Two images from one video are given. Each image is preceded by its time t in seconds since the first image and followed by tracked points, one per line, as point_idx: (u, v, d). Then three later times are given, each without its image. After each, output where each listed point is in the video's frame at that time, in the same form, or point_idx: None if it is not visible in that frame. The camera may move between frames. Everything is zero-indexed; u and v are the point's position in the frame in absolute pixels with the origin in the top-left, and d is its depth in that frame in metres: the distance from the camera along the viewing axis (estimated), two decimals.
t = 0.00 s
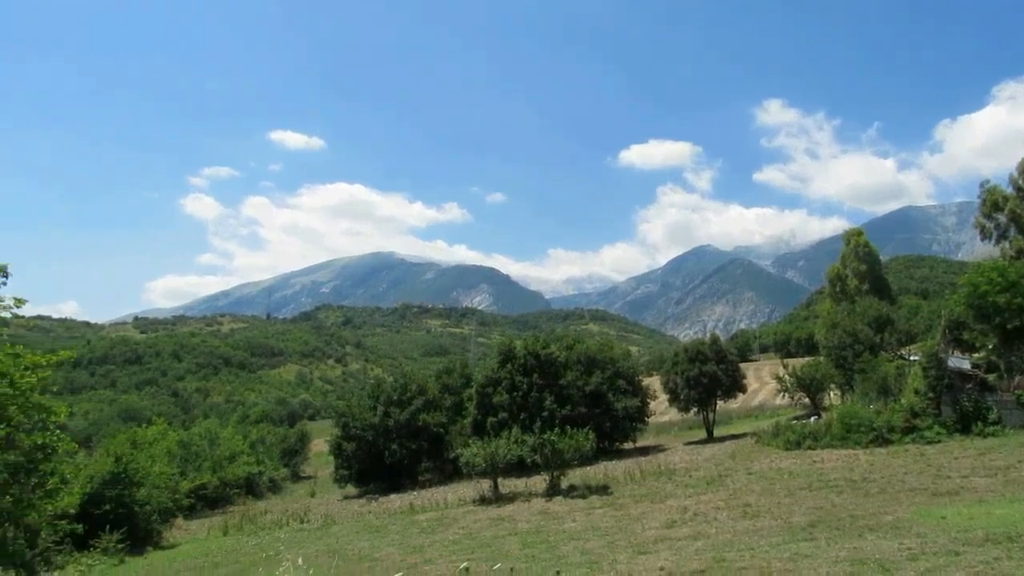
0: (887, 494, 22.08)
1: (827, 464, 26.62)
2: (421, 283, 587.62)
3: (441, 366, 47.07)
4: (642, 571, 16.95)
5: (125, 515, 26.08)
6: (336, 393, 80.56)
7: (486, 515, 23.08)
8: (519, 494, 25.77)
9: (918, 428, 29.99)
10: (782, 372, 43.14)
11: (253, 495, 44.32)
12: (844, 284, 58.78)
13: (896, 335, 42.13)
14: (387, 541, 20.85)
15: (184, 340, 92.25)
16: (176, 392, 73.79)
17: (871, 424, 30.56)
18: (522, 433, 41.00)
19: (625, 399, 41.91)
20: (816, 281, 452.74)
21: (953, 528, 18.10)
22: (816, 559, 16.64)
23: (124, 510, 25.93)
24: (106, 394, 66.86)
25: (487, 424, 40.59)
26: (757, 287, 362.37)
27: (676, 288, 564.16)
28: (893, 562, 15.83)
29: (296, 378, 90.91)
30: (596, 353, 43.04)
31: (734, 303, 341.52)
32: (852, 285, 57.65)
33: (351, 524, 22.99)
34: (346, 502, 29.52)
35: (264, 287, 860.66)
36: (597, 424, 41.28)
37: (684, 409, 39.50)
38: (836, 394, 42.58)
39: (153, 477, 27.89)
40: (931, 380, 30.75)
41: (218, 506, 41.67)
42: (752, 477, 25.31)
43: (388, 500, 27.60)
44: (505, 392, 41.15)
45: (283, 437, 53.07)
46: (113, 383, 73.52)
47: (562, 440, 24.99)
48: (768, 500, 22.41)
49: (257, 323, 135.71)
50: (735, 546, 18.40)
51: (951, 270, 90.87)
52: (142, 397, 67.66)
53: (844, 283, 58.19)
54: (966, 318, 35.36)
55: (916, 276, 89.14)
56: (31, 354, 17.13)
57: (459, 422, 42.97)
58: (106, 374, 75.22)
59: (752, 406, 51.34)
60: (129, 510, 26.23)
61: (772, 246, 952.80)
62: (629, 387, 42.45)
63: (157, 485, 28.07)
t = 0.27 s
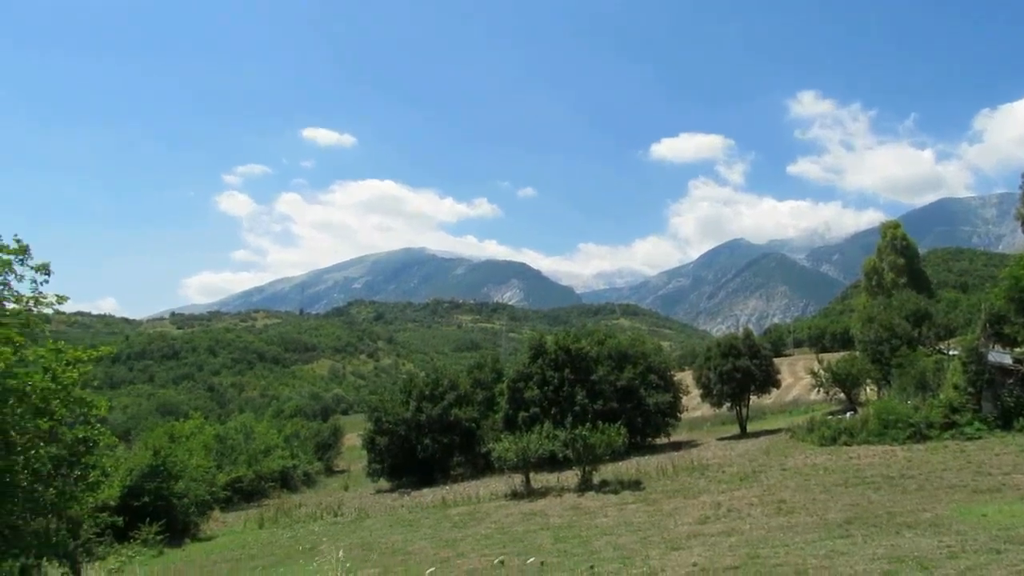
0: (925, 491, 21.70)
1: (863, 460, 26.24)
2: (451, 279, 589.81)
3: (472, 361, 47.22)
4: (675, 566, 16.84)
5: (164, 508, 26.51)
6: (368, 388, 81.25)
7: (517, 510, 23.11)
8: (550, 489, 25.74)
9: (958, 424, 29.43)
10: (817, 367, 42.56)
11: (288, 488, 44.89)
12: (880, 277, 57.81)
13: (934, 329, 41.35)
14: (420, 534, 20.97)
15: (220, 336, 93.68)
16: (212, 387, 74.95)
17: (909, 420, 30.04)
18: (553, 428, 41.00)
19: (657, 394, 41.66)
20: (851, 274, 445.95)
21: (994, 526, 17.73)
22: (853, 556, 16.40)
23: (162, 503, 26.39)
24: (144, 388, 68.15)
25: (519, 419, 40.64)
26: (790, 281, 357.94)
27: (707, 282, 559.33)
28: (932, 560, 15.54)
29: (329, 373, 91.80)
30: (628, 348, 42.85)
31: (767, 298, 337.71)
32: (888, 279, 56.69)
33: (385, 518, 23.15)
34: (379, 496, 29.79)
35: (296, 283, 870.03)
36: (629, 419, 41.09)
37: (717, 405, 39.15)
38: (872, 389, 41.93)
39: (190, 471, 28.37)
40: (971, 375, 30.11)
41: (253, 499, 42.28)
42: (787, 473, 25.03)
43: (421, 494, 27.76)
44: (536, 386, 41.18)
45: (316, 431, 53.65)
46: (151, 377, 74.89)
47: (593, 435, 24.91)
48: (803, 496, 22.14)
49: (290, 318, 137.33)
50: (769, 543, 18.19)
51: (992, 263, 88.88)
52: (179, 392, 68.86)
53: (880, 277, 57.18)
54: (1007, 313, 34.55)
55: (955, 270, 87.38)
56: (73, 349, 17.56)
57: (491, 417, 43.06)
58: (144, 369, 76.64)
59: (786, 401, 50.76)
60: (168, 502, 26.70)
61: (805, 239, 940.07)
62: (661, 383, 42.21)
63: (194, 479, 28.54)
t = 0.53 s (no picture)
0: (965, 490, 21.28)
1: (900, 458, 25.81)
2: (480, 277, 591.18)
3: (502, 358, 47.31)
4: (707, 565, 16.71)
5: (200, 502, 26.95)
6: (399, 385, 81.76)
7: (549, 507, 23.11)
8: (582, 486, 25.71)
9: (998, 422, 28.83)
10: (852, 364, 41.93)
11: (321, 484, 45.39)
12: (916, 273, 56.80)
13: (973, 325, 40.52)
14: (452, 530, 21.07)
15: (253, 333, 94.97)
16: (246, 383, 75.98)
17: (947, 417, 29.49)
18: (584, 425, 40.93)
19: (689, 391, 41.39)
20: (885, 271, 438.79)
21: None
22: (890, 556, 16.13)
23: (199, 498, 26.82)
24: (180, 385, 69.30)
25: (550, 416, 40.63)
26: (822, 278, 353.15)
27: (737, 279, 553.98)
28: (972, 561, 15.23)
29: (360, 370, 92.55)
30: (658, 345, 42.62)
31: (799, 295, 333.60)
32: (925, 274, 55.68)
33: (417, 513, 23.29)
34: (411, 491, 29.99)
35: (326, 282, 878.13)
36: (660, 416, 40.87)
37: (749, 402, 38.78)
38: (909, 386, 41.23)
39: (226, 466, 28.82)
40: (1012, 372, 29.47)
41: (287, 494, 42.83)
42: (822, 471, 24.71)
43: (453, 490, 27.88)
44: (567, 383, 41.13)
45: (349, 427, 54.13)
46: (187, 374, 76.15)
47: (625, 432, 24.83)
48: (839, 495, 21.84)
49: (322, 316, 138.72)
50: (804, 541, 17.98)
51: None
52: (214, 389, 69.95)
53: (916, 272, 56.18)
54: None
55: (995, 264, 85.54)
56: (112, 346, 17.97)
57: (521, 414, 43.11)
58: (180, 367, 77.96)
59: (820, 398, 50.14)
60: (205, 497, 27.15)
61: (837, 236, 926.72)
62: (693, 380, 41.93)
63: (230, 474, 28.99)
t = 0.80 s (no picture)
0: (1010, 488, 20.77)
1: (943, 455, 25.28)
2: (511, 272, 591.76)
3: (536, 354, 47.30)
4: (744, 562, 16.53)
5: (239, 496, 27.37)
6: (433, 380, 82.19)
7: (584, 502, 23.06)
8: (617, 481, 25.61)
9: None
10: (892, 359, 41.13)
11: (357, 478, 45.85)
12: (959, 266, 55.52)
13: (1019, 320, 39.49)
14: (487, 525, 21.14)
15: (289, 329, 96.22)
16: (282, 378, 76.94)
17: (991, 414, 28.80)
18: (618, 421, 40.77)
19: (724, 386, 40.98)
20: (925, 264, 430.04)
21: None
22: (933, 555, 15.82)
23: (237, 491, 27.23)
24: (219, 380, 70.36)
25: (584, 412, 40.54)
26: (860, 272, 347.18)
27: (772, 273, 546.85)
28: (1018, 561, 14.86)
29: (395, 365, 93.21)
30: (693, 340, 42.27)
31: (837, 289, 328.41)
32: (968, 268, 54.43)
33: (452, 508, 23.40)
34: (446, 486, 30.15)
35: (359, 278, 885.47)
36: (695, 412, 40.54)
37: (786, 397, 38.26)
38: (951, 382, 40.33)
39: (264, 460, 29.24)
40: None
41: (324, 488, 43.35)
42: (861, 468, 24.31)
43: (488, 485, 27.95)
44: (601, 378, 40.99)
45: (383, 422, 54.54)
46: (225, 369, 77.35)
47: (660, 428, 24.67)
48: (879, 492, 21.46)
49: (356, 312, 140.02)
50: (843, 539, 17.71)
51: None
52: (252, 384, 71.02)
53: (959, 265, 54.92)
54: None
55: None
56: (154, 341, 18.27)
57: (555, 409, 43.08)
58: (218, 362, 79.20)
59: (859, 394, 49.31)
60: (244, 490, 27.58)
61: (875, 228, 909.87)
62: (728, 375, 41.50)
63: (269, 468, 29.41)
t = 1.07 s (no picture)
0: None
1: (989, 451, 24.71)
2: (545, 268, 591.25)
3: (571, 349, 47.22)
4: (784, 558, 16.31)
5: (278, 490, 27.78)
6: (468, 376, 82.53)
7: (620, 498, 22.98)
8: (653, 477, 25.48)
9: None
10: (935, 353, 40.27)
11: (393, 473, 46.27)
12: (1005, 258, 54.16)
13: None
14: (523, 519, 21.17)
15: (326, 325, 97.38)
16: (320, 374, 77.85)
17: None
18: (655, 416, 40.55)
19: (762, 381, 40.50)
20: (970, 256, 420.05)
21: None
22: (979, 553, 15.47)
23: (276, 485, 27.64)
24: (258, 376, 71.49)
25: (619, 407, 40.40)
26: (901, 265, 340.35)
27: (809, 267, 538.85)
28: None
29: (430, 360, 93.79)
30: (730, 335, 41.84)
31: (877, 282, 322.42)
32: (1014, 259, 53.06)
33: (488, 503, 23.48)
34: (482, 481, 30.27)
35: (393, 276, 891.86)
36: (733, 407, 40.15)
37: (826, 392, 37.68)
38: (997, 376, 39.35)
39: (303, 454, 29.64)
40: None
41: (361, 482, 43.83)
42: (903, 464, 23.86)
43: (524, 480, 28.01)
44: (637, 374, 40.79)
45: (420, 417, 54.95)
46: (264, 365, 78.55)
47: (696, 423, 24.49)
48: (923, 489, 21.04)
49: (392, 308, 141.11)
50: (885, 536, 17.39)
51: None
52: (290, 379, 72.03)
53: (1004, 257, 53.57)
54: None
55: None
56: (195, 338, 18.57)
57: (591, 405, 42.97)
58: (257, 358, 80.44)
59: (901, 389, 48.41)
60: (283, 484, 28.01)
61: (917, 219, 891.75)
62: (766, 370, 41.01)
63: (307, 462, 29.81)
